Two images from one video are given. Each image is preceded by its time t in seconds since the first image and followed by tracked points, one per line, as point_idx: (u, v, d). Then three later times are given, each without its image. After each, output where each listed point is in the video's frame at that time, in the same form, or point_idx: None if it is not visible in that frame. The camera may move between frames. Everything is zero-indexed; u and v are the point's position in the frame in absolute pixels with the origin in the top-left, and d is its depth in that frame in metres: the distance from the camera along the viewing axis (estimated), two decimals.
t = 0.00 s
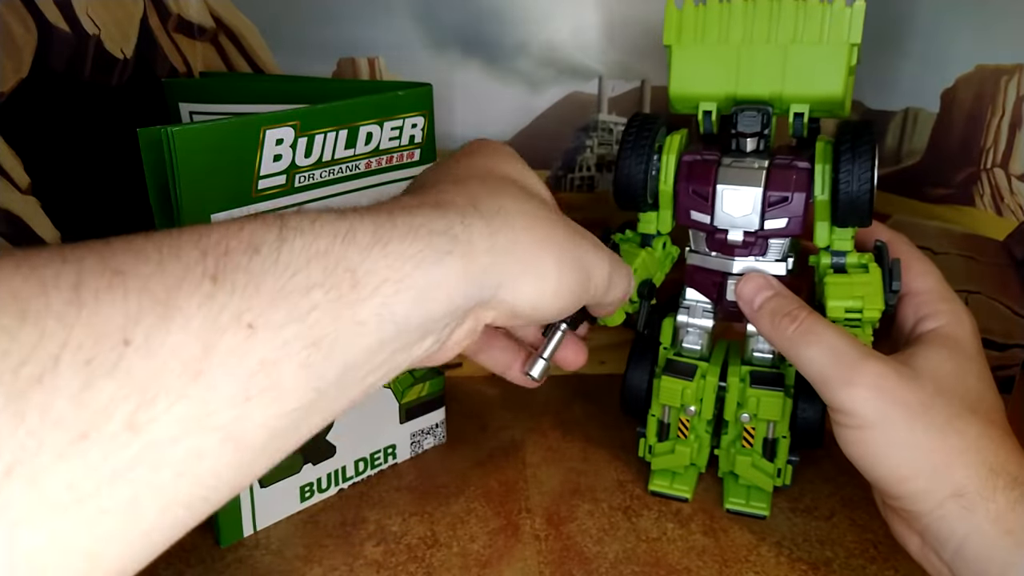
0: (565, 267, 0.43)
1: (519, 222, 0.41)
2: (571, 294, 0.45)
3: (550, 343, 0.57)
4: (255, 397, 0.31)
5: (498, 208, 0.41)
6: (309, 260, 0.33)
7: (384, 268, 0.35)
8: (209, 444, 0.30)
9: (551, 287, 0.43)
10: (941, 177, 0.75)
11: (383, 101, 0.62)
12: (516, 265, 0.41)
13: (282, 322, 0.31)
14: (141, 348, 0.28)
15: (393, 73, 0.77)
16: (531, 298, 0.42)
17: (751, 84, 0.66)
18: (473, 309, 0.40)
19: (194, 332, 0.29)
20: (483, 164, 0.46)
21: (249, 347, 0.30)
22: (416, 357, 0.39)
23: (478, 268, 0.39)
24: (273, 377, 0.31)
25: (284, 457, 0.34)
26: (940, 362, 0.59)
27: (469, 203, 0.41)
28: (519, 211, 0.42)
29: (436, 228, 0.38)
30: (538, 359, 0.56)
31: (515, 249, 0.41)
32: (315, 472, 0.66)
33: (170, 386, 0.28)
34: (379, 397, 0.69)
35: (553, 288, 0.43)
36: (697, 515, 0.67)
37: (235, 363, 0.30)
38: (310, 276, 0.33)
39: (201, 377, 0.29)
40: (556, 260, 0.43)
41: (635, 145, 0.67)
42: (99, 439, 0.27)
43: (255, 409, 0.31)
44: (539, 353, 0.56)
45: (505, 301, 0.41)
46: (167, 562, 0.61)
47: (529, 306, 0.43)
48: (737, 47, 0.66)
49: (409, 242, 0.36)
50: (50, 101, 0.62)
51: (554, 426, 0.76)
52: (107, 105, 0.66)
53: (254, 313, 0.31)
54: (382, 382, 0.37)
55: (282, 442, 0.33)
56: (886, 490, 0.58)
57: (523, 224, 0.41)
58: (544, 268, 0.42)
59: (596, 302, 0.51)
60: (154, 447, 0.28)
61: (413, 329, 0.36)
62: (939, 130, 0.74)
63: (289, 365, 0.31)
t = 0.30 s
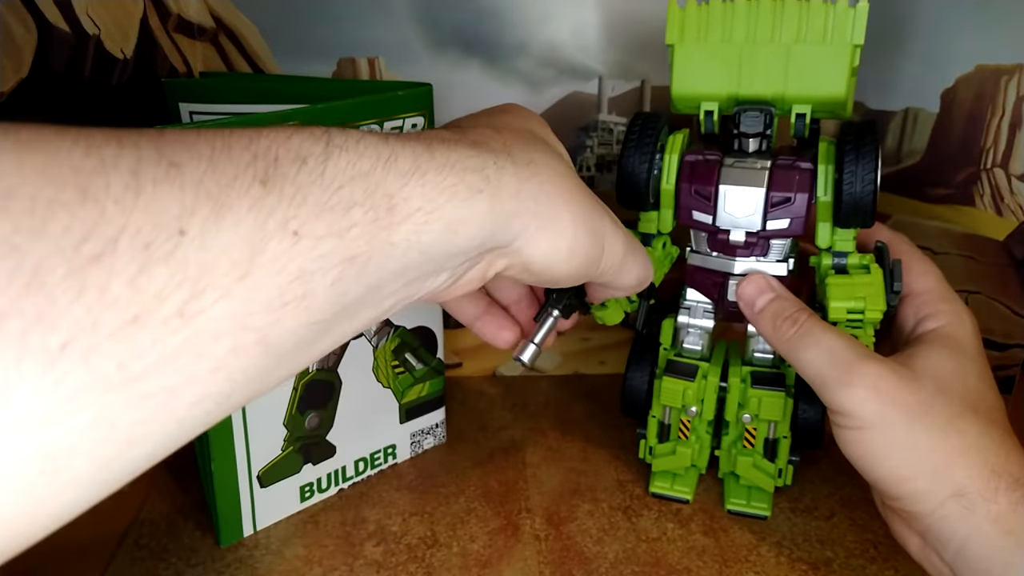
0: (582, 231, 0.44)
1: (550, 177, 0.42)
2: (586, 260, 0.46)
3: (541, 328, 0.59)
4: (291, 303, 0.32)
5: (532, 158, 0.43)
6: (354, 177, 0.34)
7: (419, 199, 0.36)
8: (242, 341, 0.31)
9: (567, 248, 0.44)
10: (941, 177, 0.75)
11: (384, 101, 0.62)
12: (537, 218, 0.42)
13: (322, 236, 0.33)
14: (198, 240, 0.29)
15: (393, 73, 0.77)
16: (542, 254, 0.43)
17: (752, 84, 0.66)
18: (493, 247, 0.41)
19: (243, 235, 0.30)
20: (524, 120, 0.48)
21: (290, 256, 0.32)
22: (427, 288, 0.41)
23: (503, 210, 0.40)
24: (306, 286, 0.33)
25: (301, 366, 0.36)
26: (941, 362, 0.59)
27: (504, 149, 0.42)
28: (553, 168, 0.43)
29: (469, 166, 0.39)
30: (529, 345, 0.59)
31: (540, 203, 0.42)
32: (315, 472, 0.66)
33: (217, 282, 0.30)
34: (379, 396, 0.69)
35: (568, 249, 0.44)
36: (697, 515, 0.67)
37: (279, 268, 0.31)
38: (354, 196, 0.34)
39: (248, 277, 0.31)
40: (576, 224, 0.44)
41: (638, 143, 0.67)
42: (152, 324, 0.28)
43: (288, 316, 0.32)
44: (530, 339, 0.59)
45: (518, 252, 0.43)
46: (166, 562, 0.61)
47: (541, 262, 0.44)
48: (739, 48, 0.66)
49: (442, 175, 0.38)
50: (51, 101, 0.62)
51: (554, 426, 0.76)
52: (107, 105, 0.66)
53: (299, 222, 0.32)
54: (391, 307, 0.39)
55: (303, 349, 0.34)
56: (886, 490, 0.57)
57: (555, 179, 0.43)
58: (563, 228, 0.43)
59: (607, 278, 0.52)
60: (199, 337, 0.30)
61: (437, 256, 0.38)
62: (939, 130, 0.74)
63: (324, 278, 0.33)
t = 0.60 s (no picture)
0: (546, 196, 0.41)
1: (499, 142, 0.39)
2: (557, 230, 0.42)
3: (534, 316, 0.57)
4: (236, 271, 0.32)
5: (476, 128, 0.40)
6: (286, 148, 0.33)
7: (355, 170, 0.35)
8: (193, 310, 0.31)
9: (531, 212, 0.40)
10: (941, 177, 0.75)
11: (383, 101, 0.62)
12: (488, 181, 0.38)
13: (263, 202, 0.32)
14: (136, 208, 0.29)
15: (393, 73, 0.77)
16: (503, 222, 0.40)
17: (754, 84, 0.66)
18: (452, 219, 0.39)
19: (181, 202, 0.30)
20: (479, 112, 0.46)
21: (230, 222, 0.31)
22: (387, 263, 0.39)
23: (447, 174, 0.37)
24: (253, 254, 0.32)
25: (261, 343, 0.35)
26: (943, 363, 0.59)
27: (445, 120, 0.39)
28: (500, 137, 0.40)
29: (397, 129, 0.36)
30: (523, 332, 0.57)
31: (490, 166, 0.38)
32: (315, 471, 0.66)
33: (158, 249, 0.30)
34: (379, 396, 0.69)
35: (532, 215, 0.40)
36: (697, 515, 0.67)
37: (220, 235, 0.31)
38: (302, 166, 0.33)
39: (189, 245, 0.30)
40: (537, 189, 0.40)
41: (641, 142, 0.67)
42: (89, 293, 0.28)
43: (239, 287, 0.32)
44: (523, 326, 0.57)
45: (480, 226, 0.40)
46: (166, 562, 0.61)
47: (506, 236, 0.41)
48: (741, 47, 0.66)
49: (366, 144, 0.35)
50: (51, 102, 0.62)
51: (554, 426, 0.76)
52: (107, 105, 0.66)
53: (237, 188, 0.31)
54: (352, 284, 0.38)
55: (258, 323, 0.34)
56: (888, 490, 0.57)
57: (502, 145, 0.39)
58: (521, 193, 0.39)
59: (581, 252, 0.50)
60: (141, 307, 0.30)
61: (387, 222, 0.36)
62: (939, 130, 0.74)
63: (269, 248, 0.33)
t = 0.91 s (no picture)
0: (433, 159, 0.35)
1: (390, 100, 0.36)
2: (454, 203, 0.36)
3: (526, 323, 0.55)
4: (33, 248, 0.28)
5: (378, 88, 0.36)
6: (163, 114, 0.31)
7: (193, 113, 0.31)
8: None
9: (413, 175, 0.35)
10: (941, 177, 0.75)
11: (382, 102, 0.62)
12: (355, 132, 0.34)
13: (57, 166, 0.28)
14: None
15: (393, 72, 0.77)
16: (376, 183, 0.35)
17: (754, 84, 0.67)
18: (318, 180, 0.34)
19: None
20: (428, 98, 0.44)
21: (17, 191, 0.28)
22: (254, 241, 0.34)
23: (308, 119, 0.33)
24: (56, 226, 0.28)
25: (103, 339, 0.31)
26: (946, 362, 0.59)
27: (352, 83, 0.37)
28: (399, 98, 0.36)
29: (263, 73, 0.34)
30: (510, 338, 0.54)
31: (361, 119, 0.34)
32: (315, 472, 0.66)
33: None
34: (380, 396, 0.69)
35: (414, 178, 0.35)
36: (697, 515, 0.67)
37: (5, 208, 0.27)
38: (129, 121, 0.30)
39: None
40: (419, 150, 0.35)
41: (641, 141, 0.67)
42: None
43: (44, 266, 0.28)
44: (511, 332, 0.54)
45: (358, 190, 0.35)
46: (166, 562, 0.61)
47: (389, 203, 0.35)
48: (741, 47, 0.66)
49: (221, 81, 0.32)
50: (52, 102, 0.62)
51: (554, 426, 0.76)
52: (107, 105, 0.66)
53: (23, 155, 0.28)
54: (217, 268, 0.34)
55: (88, 312, 0.30)
56: (892, 489, 0.58)
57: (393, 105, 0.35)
58: (395, 150, 0.34)
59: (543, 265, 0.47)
60: None
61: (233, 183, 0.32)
62: (939, 130, 0.74)
63: (76, 212, 0.29)
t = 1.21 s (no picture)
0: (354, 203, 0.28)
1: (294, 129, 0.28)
2: (397, 253, 0.29)
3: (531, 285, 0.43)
4: None
5: (279, 114, 0.28)
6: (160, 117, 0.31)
7: (10, 207, 0.23)
8: None
9: (330, 224, 0.27)
10: (941, 177, 0.75)
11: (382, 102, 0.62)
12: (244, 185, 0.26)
13: None
14: None
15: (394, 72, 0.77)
16: (282, 249, 0.27)
17: (754, 84, 0.67)
18: (201, 267, 0.26)
19: None
20: (352, 93, 0.33)
21: None
22: (127, 350, 0.27)
23: (173, 187, 0.25)
24: None
25: None
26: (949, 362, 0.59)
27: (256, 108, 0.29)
28: (306, 125, 0.28)
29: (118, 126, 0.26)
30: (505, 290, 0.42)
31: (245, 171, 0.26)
32: (315, 472, 0.66)
33: None
34: (380, 396, 0.70)
35: (333, 226, 0.27)
36: (697, 515, 0.67)
37: None
38: None
39: None
40: (335, 195, 0.27)
41: (642, 141, 0.67)
42: None
43: None
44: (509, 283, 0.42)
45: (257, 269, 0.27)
46: (166, 562, 0.61)
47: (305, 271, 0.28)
48: (741, 47, 0.66)
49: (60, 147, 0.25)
50: (50, 101, 0.62)
51: (554, 426, 0.76)
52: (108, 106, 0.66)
53: None
54: (72, 399, 0.26)
55: None
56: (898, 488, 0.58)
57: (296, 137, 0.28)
58: (304, 211, 0.27)
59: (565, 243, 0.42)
60: None
61: (83, 292, 0.24)
62: (939, 130, 0.74)
63: None
